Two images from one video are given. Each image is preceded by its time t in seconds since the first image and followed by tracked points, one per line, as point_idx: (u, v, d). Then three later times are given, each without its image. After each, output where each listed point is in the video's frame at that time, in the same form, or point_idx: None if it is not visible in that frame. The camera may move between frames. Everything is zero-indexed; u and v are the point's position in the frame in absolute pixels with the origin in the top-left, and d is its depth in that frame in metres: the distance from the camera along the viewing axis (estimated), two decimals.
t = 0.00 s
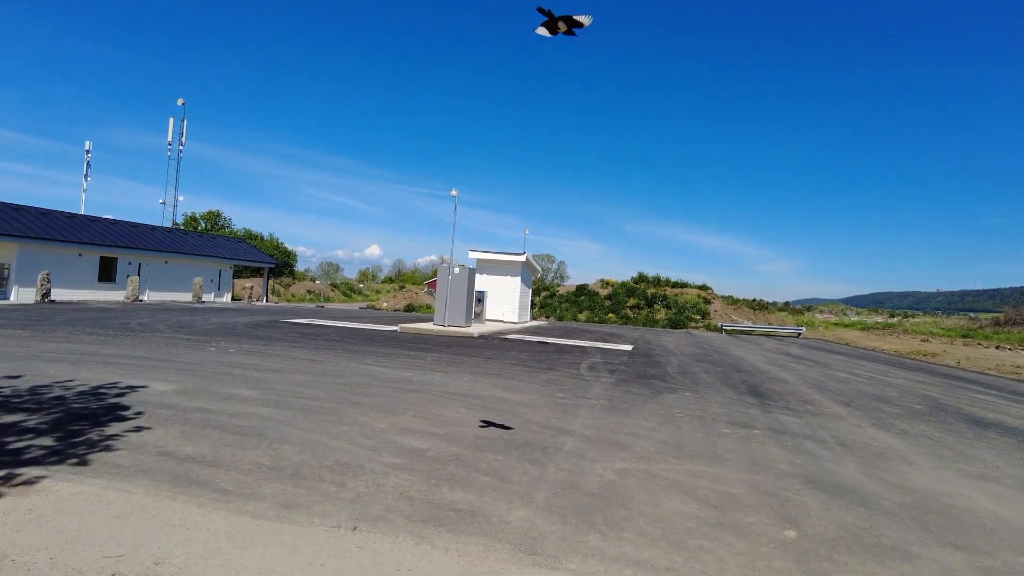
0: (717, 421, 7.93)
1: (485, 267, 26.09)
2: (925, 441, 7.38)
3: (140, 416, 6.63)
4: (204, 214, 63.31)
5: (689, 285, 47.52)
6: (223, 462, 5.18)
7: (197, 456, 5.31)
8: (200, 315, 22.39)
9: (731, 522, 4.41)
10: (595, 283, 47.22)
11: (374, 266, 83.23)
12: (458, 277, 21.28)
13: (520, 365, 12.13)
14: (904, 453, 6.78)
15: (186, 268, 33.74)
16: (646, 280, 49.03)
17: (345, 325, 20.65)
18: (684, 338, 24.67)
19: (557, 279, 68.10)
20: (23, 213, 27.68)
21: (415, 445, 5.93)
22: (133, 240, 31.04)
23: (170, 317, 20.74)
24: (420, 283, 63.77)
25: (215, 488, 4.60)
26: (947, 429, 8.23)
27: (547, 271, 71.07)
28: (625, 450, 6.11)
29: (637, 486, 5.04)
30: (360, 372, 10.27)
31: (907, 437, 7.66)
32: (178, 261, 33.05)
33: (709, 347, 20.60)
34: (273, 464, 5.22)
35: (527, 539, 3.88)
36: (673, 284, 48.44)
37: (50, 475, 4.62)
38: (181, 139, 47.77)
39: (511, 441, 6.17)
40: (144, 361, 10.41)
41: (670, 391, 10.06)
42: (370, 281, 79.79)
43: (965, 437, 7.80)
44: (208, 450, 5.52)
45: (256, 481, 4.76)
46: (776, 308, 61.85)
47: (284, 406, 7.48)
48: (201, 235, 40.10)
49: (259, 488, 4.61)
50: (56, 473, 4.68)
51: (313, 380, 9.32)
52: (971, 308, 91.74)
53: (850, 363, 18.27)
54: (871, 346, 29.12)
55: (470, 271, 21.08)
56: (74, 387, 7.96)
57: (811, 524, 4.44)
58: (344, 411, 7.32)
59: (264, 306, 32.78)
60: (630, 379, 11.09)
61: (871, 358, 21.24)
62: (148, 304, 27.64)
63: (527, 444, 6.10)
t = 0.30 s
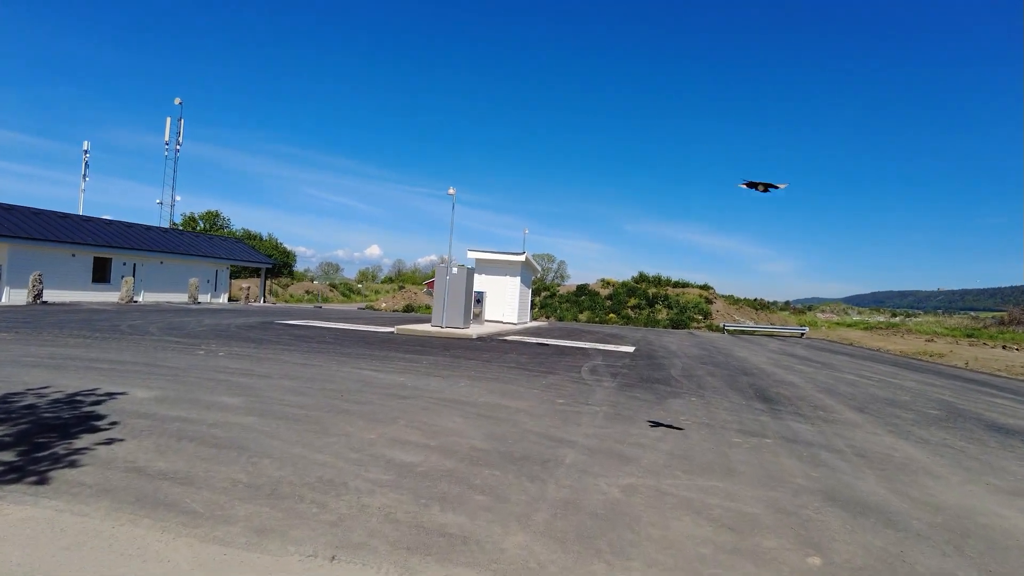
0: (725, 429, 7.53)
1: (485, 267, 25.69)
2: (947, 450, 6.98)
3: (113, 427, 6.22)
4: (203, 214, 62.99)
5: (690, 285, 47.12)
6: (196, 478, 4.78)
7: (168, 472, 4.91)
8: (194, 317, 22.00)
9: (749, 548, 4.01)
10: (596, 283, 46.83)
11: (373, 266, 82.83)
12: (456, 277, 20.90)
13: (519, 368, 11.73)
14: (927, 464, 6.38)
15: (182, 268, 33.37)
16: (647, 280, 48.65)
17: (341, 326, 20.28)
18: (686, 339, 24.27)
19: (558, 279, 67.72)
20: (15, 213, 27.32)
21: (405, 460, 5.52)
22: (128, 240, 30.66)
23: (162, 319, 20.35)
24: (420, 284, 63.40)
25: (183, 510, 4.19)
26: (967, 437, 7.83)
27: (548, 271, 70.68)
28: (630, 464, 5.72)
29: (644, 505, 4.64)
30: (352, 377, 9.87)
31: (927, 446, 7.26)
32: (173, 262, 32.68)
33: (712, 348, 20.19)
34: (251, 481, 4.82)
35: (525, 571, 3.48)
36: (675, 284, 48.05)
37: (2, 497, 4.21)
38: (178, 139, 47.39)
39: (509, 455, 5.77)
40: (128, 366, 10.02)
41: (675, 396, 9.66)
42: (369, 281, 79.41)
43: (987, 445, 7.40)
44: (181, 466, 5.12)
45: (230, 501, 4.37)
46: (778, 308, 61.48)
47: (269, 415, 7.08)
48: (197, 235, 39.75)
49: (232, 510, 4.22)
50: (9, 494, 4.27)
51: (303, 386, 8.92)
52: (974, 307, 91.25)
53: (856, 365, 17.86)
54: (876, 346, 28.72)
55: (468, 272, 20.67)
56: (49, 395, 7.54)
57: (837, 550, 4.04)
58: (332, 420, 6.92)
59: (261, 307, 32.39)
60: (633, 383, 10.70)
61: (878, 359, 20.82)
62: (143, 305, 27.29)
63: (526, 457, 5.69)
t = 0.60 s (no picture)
0: (738, 434, 7.16)
1: (486, 265, 25.28)
2: (973, 456, 6.61)
3: (88, 432, 5.83)
4: (203, 213, 62.63)
5: (693, 284, 46.72)
6: (172, 489, 4.41)
7: (142, 482, 4.53)
8: (190, 315, 21.63)
9: (775, 568, 3.64)
10: (598, 282, 46.38)
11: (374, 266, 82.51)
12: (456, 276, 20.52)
13: (520, 369, 11.36)
14: (955, 471, 6.00)
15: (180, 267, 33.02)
16: (649, 279, 48.28)
17: (339, 325, 19.91)
18: (690, 338, 23.87)
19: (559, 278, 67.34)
20: (10, 210, 26.98)
21: (399, 469, 5.15)
22: (125, 238, 30.31)
23: (157, 318, 19.98)
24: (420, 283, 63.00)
25: (153, 525, 3.81)
26: (991, 442, 7.44)
27: (549, 271, 70.28)
28: (640, 472, 5.35)
29: (659, 520, 4.26)
30: (348, 378, 9.51)
31: (951, 451, 6.88)
32: (171, 260, 32.32)
33: (717, 348, 19.80)
34: (230, 492, 4.44)
35: None
36: (677, 283, 47.66)
37: None
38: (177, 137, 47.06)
39: (510, 463, 5.40)
40: (114, 366, 9.65)
41: (683, 398, 9.29)
42: (370, 280, 79.07)
43: (1014, 451, 7.03)
44: (157, 474, 4.74)
45: (206, 515, 3.99)
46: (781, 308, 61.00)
47: (257, 419, 6.71)
48: (196, 233, 39.38)
49: (206, 525, 3.84)
50: None
51: (295, 388, 8.55)
52: (977, 307, 90.76)
53: (865, 365, 17.46)
54: (882, 346, 28.29)
55: (469, 270, 20.30)
56: (27, 396, 7.16)
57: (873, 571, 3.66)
58: (324, 425, 6.54)
59: (259, 306, 32.01)
60: (638, 384, 10.33)
61: (886, 359, 20.44)
62: (139, 304, 26.93)
63: (529, 466, 5.32)
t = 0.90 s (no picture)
0: (747, 441, 6.82)
1: (485, 261, 24.91)
2: (996, 467, 6.27)
3: (60, 436, 5.48)
4: (202, 207, 62.22)
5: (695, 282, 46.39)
6: (141, 502, 4.06)
7: (109, 494, 4.18)
8: (184, 310, 21.29)
9: None
10: (598, 279, 46.03)
11: (374, 261, 82.15)
12: (455, 272, 20.17)
13: (519, 369, 11.02)
14: (980, 484, 5.66)
15: (176, 261, 32.67)
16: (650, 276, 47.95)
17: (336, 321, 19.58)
18: (693, 337, 23.54)
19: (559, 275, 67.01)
20: (4, 202, 26.66)
21: (389, 480, 4.80)
22: (120, 231, 29.97)
23: (150, 312, 19.65)
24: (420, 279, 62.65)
25: (115, 544, 3.46)
26: (1012, 451, 7.10)
27: (549, 267, 69.87)
28: (646, 485, 5.01)
29: (669, 540, 3.92)
30: (341, 377, 9.17)
31: (972, 461, 6.54)
32: (167, 254, 31.96)
33: (720, 347, 19.45)
34: (205, 506, 4.10)
35: None
36: (678, 280, 47.31)
37: None
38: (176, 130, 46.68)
39: (508, 473, 5.06)
40: (98, 364, 9.30)
41: (688, 401, 8.96)
42: (369, 275, 78.72)
43: None
44: (127, 485, 4.39)
45: (175, 532, 3.65)
46: (782, 306, 60.72)
47: (242, 422, 6.36)
48: (193, 227, 39.03)
49: (175, 545, 3.49)
50: None
51: (285, 388, 8.21)
52: (979, 306, 90.42)
53: (870, 366, 17.13)
54: (886, 346, 27.96)
55: (468, 265, 19.95)
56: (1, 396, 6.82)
57: None
58: (312, 429, 6.20)
59: (256, 301, 31.67)
60: (641, 386, 9.99)
61: (891, 360, 20.11)
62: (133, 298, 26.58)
63: (528, 477, 4.98)
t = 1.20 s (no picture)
0: (756, 443, 6.48)
1: (484, 256, 24.53)
2: (1020, 471, 5.93)
3: (22, 439, 5.10)
4: (199, 202, 61.77)
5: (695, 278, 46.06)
6: (100, 514, 3.70)
7: (66, 505, 3.81)
8: (177, 305, 20.92)
9: None
10: (598, 275, 45.64)
11: (373, 257, 81.80)
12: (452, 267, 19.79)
13: (517, 366, 10.68)
14: (1007, 490, 5.31)
15: (171, 256, 32.26)
16: (650, 272, 47.60)
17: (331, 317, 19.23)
18: (694, 333, 23.21)
19: (558, 271, 66.76)
20: None
21: (374, 490, 4.43)
22: (114, 225, 29.57)
23: (141, 307, 19.27)
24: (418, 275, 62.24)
25: (63, 564, 3.10)
26: None
27: (549, 263, 69.53)
28: (652, 493, 4.66)
29: (679, 557, 3.58)
30: (331, 375, 8.81)
31: (995, 464, 6.19)
32: (161, 248, 31.57)
33: (722, 344, 19.10)
34: (171, 518, 3.75)
35: None
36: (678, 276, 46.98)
37: None
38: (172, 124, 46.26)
39: (503, 480, 4.70)
40: (79, 360, 8.95)
41: (692, 400, 8.61)
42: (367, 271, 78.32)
43: None
44: (88, 493, 4.02)
45: (135, 549, 3.30)
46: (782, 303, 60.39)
47: (222, 422, 6.00)
48: (188, 222, 38.63)
49: (132, 564, 3.14)
50: None
51: (272, 386, 7.85)
52: (979, 303, 90.15)
53: (876, 363, 16.80)
54: (889, 343, 27.63)
55: (465, 260, 19.56)
56: None
57: None
58: (296, 432, 5.83)
59: (252, 296, 31.30)
60: (644, 384, 9.64)
61: (895, 357, 19.78)
62: (127, 293, 26.21)
63: (526, 485, 4.63)
